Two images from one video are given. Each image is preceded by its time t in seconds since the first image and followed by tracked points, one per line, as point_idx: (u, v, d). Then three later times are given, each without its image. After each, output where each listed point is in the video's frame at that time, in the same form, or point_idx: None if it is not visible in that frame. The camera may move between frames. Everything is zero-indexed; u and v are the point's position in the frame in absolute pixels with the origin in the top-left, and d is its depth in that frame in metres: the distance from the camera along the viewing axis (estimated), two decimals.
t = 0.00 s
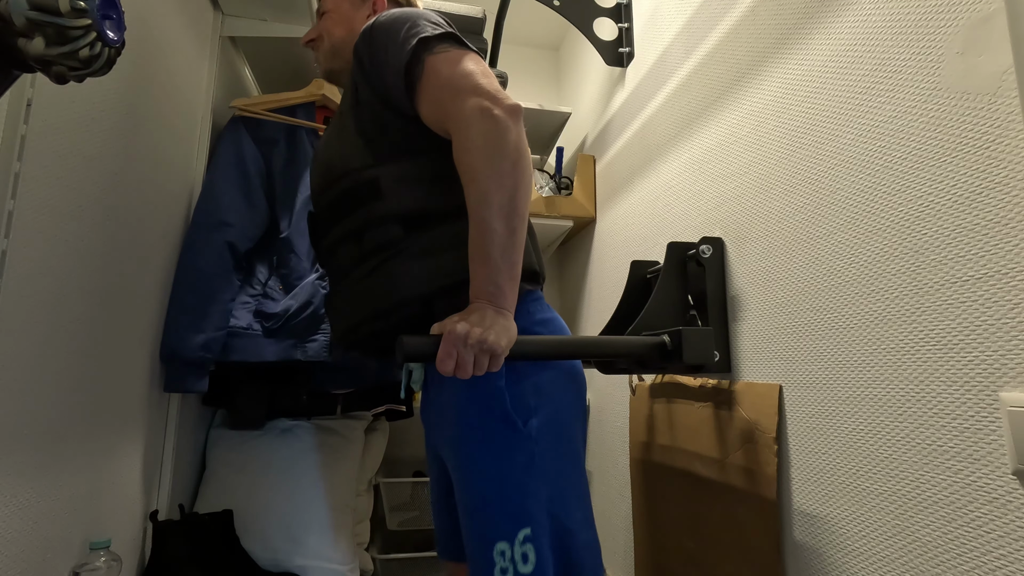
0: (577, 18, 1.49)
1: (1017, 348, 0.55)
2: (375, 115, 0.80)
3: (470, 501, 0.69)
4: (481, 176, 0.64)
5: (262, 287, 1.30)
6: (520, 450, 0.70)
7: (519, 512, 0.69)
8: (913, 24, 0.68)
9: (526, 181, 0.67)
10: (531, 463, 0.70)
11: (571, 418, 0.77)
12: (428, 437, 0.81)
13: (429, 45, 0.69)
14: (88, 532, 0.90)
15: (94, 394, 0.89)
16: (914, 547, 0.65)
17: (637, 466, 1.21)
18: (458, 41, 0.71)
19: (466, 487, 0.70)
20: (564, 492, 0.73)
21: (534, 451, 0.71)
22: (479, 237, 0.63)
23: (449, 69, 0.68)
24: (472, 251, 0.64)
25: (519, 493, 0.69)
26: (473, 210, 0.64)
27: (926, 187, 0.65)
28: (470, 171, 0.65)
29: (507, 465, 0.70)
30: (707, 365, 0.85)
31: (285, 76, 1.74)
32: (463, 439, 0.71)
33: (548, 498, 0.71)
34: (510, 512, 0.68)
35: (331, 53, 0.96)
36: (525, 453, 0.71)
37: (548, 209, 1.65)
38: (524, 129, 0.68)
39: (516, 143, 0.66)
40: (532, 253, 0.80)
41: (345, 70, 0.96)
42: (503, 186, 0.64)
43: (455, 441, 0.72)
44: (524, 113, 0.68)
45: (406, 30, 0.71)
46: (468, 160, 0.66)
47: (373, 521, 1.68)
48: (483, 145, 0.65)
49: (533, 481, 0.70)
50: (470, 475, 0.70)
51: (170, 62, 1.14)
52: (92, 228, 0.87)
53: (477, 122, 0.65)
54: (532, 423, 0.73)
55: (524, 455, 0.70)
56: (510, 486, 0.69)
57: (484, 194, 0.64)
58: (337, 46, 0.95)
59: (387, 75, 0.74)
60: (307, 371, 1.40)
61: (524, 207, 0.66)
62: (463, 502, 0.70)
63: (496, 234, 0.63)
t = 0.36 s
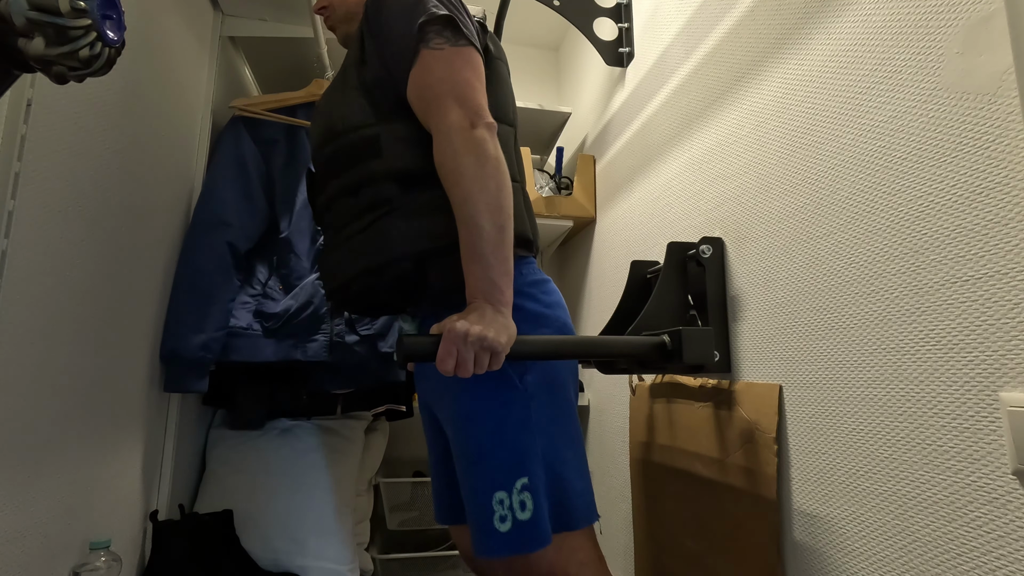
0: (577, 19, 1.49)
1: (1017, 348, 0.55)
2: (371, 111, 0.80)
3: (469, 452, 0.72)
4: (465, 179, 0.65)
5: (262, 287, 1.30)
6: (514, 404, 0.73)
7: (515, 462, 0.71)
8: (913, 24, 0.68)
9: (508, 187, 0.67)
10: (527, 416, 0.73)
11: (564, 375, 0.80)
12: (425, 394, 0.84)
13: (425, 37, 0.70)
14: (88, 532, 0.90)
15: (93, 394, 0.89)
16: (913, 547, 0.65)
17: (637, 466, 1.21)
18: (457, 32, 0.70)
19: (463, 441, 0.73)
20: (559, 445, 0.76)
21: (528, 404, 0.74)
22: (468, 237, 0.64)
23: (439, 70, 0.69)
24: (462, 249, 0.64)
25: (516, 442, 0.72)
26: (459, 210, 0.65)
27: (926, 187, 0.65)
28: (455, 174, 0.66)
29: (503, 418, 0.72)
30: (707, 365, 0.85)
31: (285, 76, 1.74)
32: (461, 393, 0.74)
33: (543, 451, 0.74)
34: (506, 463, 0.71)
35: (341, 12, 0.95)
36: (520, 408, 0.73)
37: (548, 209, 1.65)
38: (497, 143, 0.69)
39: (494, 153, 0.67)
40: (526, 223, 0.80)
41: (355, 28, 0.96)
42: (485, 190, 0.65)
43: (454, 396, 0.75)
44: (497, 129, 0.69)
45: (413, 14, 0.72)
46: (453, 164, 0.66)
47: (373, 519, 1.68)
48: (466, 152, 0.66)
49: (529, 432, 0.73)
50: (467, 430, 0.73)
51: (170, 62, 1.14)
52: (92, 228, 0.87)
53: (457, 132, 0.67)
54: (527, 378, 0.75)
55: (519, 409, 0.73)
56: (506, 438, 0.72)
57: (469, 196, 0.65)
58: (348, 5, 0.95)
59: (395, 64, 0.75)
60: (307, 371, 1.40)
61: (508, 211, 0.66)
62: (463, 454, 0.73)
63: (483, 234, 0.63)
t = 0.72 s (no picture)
0: (577, 18, 1.49)
1: (1017, 348, 0.55)
2: (371, 111, 0.80)
3: (441, 454, 0.72)
4: (468, 179, 0.65)
5: (262, 287, 1.30)
6: (492, 410, 0.73)
7: (486, 469, 0.71)
8: (913, 25, 0.68)
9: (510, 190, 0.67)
10: (502, 423, 0.73)
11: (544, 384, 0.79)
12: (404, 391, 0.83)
13: (433, 38, 0.70)
14: (88, 532, 0.90)
15: (93, 395, 0.89)
16: (913, 547, 0.65)
17: (637, 466, 1.21)
18: (464, 32, 0.70)
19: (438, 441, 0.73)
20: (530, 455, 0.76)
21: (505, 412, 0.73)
22: (469, 236, 0.64)
23: (442, 71, 0.69)
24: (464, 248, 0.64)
25: (490, 449, 0.71)
26: (461, 209, 0.65)
27: (926, 187, 0.65)
28: (457, 174, 0.66)
29: (479, 423, 0.72)
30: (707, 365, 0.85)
31: (285, 76, 1.74)
32: (439, 393, 0.74)
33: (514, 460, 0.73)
34: (476, 468, 0.71)
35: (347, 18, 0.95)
36: (496, 415, 0.73)
37: (548, 209, 1.65)
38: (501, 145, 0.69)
39: (496, 155, 0.67)
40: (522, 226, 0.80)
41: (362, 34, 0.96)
42: (487, 191, 0.65)
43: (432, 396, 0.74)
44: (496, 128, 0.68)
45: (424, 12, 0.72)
46: (455, 164, 0.66)
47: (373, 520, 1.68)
48: (469, 153, 0.66)
49: (503, 439, 0.72)
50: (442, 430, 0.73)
51: (170, 62, 1.14)
52: (92, 227, 0.88)
53: (460, 133, 0.67)
54: (507, 385, 0.74)
55: (496, 415, 0.73)
56: (480, 444, 0.71)
57: (471, 197, 0.65)
58: (353, 11, 0.94)
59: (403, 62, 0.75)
60: (307, 371, 1.41)
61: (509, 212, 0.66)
62: (435, 455, 0.73)
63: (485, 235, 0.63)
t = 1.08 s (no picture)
0: (577, 19, 1.49)
1: (1017, 348, 0.55)
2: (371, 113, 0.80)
3: (440, 492, 0.68)
4: (490, 176, 0.64)
5: (262, 287, 1.30)
6: (496, 445, 0.69)
7: (487, 507, 0.67)
8: (913, 25, 0.68)
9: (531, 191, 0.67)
10: (506, 462, 0.68)
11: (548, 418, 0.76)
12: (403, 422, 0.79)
13: (446, 42, 0.69)
14: (88, 532, 0.90)
15: (93, 395, 0.89)
16: (913, 547, 0.65)
17: (637, 466, 1.21)
18: (477, 40, 0.71)
19: (438, 476, 0.69)
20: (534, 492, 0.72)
21: (509, 451, 0.69)
22: (484, 237, 0.63)
23: (461, 71, 0.68)
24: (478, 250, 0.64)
25: (492, 487, 0.67)
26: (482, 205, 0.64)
27: (926, 187, 0.65)
28: (478, 171, 0.65)
29: (482, 458, 0.68)
30: (707, 365, 0.85)
31: (285, 77, 1.74)
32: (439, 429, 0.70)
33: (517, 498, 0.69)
34: (478, 506, 0.67)
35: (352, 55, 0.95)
36: (500, 450, 0.69)
37: (548, 209, 1.65)
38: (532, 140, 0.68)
39: (524, 150, 0.66)
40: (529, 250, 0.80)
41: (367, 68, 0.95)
42: (510, 190, 0.64)
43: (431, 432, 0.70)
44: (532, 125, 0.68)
45: (426, 22, 0.71)
46: (477, 161, 0.65)
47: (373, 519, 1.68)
48: (493, 148, 0.64)
49: (507, 476, 0.68)
50: (442, 464, 0.69)
51: (170, 62, 1.14)
52: (93, 227, 0.88)
53: (489, 125, 0.65)
54: (512, 421, 0.71)
55: (500, 451, 0.69)
56: (482, 480, 0.67)
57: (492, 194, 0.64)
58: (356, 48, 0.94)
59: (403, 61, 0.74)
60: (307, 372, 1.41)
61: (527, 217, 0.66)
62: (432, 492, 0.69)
63: (503, 237, 0.63)
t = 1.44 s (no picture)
0: (577, 18, 1.49)
1: (1017, 348, 0.55)
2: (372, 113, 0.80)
3: (458, 553, 0.69)
4: (499, 177, 0.64)
5: (262, 288, 1.30)
6: (514, 505, 0.70)
7: (506, 567, 0.68)
8: (913, 25, 0.68)
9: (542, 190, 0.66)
10: (524, 521, 0.70)
11: (564, 472, 0.77)
12: (421, 480, 0.80)
13: (441, 67, 0.69)
14: (88, 532, 0.90)
15: (93, 396, 0.89)
16: (913, 547, 0.65)
17: (637, 466, 1.21)
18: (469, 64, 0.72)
19: (456, 536, 0.69)
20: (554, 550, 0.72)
21: (528, 509, 0.70)
22: (489, 238, 0.63)
23: (465, 81, 0.68)
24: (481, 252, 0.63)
25: (511, 548, 0.68)
26: (490, 207, 0.64)
27: (926, 187, 0.65)
28: (488, 172, 0.64)
29: (500, 519, 0.69)
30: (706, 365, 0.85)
31: (285, 77, 1.74)
32: (457, 488, 0.71)
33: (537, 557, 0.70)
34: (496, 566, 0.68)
35: (333, 111, 0.95)
36: (518, 510, 0.70)
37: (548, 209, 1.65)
38: (547, 135, 0.68)
39: (537, 147, 0.66)
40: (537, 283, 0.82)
41: (350, 123, 0.94)
42: (520, 189, 0.64)
43: (449, 490, 0.71)
44: (548, 117, 0.69)
45: (414, 60, 0.71)
46: (486, 162, 0.64)
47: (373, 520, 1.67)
48: (503, 148, 0.64)
49: (525, 536, 0.69)
50: (460, 524, 0.69)
51: (170, 62, 1.14)
52: (93, 227, 0.88)
53: (502, 123, 0.64)
54: (529, 478, 0.72)
55: (518, 510, 0.70)
56: (500, 541, 0.68)
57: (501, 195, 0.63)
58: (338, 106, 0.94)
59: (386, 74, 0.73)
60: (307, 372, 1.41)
61: (538, 216, 0.65)
62: (450, 553, 0.70)
63: (512, 237, 0.63)
